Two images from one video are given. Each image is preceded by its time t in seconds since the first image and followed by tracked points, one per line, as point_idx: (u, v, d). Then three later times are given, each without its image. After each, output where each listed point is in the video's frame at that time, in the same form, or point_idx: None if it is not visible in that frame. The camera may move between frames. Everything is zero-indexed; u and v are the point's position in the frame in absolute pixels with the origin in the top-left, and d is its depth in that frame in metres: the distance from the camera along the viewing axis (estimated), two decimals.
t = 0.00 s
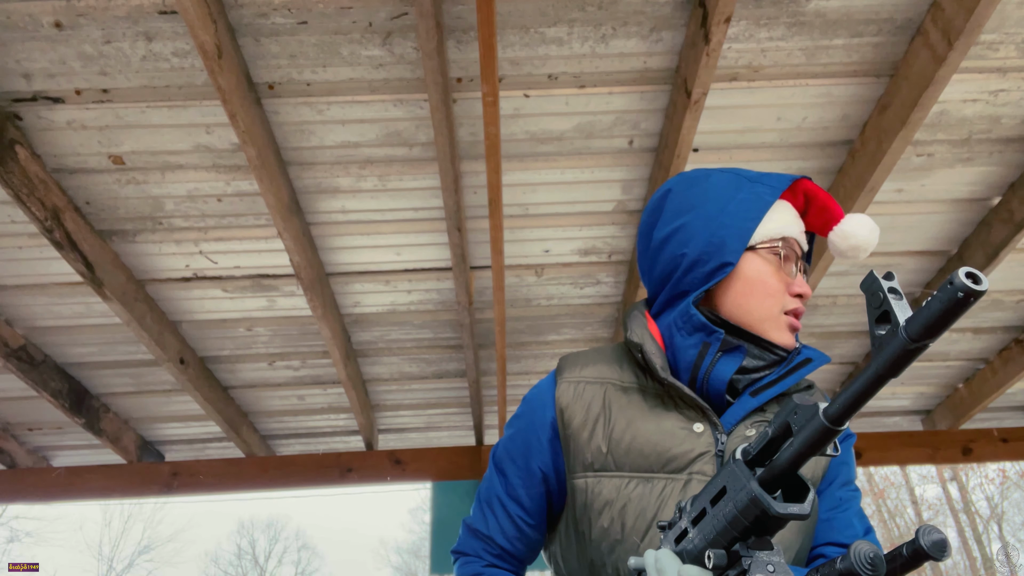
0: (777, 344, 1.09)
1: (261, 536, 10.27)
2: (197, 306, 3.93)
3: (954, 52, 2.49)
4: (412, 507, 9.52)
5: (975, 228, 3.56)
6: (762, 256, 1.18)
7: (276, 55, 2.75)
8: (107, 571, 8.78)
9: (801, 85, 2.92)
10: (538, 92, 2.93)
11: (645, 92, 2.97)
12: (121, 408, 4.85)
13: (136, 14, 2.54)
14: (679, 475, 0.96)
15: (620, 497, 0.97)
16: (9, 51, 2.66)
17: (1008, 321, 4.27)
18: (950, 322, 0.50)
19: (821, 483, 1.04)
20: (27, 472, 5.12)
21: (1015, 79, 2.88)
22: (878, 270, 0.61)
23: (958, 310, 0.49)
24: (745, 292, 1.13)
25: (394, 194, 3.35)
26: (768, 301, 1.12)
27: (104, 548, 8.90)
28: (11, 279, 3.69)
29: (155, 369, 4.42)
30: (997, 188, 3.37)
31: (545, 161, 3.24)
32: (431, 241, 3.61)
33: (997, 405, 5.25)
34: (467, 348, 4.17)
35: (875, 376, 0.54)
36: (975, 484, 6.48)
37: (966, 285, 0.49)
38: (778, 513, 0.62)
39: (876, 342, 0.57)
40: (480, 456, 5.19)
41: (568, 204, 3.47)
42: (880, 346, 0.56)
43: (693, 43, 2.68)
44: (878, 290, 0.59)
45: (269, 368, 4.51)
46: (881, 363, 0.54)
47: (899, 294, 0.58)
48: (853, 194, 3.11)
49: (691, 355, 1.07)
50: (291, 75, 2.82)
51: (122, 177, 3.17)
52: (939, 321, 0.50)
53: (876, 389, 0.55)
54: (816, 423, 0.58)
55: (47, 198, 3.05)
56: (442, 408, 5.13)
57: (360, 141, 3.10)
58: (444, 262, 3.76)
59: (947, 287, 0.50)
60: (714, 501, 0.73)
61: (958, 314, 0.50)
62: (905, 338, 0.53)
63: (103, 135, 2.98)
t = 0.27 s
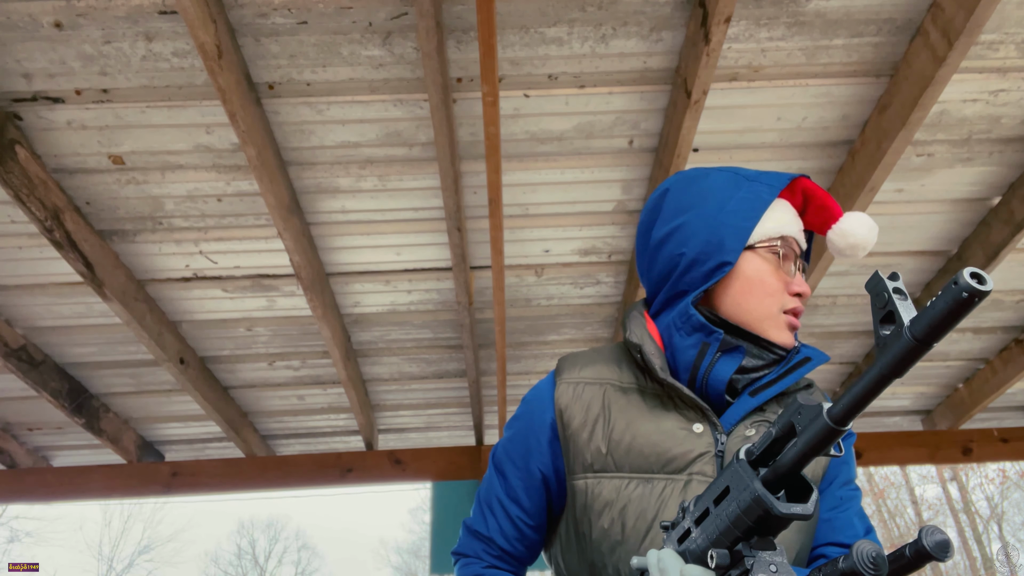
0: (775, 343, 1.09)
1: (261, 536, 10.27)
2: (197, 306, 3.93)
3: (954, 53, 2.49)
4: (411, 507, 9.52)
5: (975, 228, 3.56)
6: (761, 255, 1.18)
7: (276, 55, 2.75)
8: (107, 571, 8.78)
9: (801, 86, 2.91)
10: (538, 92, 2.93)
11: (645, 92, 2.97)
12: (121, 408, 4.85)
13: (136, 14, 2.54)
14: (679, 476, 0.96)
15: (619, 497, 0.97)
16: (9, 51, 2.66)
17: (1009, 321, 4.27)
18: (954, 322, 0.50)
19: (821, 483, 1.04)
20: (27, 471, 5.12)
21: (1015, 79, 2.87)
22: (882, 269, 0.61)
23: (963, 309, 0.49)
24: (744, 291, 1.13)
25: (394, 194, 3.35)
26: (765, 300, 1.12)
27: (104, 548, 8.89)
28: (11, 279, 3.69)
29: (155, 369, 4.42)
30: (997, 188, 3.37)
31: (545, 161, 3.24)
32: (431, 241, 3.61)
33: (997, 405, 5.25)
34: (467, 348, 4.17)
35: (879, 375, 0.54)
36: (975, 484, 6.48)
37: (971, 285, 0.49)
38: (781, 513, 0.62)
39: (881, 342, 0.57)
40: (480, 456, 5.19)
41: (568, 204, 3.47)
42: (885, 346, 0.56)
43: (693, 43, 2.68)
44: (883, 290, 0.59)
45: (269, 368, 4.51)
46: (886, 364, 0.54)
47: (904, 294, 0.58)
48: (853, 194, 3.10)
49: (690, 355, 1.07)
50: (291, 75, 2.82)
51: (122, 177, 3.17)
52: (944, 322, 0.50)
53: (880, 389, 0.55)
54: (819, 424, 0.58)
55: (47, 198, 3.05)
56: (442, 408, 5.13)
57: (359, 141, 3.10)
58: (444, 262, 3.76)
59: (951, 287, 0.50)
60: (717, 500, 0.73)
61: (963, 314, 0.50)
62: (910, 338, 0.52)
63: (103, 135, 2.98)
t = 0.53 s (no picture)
0: (732, 317, 1.12)
1: (261, 536, 10.27)
2: (197, 306, 3.93)
3: (954, 53, 2.49)
4: (411, 507, 9.52)
5: (975, 228, 3.56)
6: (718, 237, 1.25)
7: (276, 55, 2.75)
8: (107, 571, 8.78)
9: (801, 86, 2.91)
10: (538, 92, 2.93)
11: (645, 92, 2.97)
12: (121, 408, 4.85)
13: (136, 14, 2.54)
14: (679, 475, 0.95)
15: (620, 496, 0.97)
16: (9, 51, 2.66)
17: (1009, 321, 4.27)
18: (957, 322, 0.50)
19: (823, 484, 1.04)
20: (27, 471, 5.12)
21: (1015, 79, 2.88)
22: (884, 270, 0.61)
23: (966, 310, 0.49)
24: (702, 280, 1.19)
25: (394, 194, 3.35)
26: (722, 279, 1.16)
27: (103, 548, 8.90)
28: (11, 279, 3.69)
29: (155, 369, 4.42)
30: (997, 188, 3.37)
31: (545, 161, 3.24)
32: (431, 241, 3.61)
33: (997, 405, 5.25)
34: (467, 348, 4.17)
35: (881, 376, 0.54)
36: (975, 484, 6.48)
37: (973, 285, 0.49)
38: (782, 513, 0.62)
39: (883, 342, 0.57)
40: (480, 456, 5.19)
41: (568, 204, 3.47)
42: (887, 347, 0.56)
43: (693, 43, 2.68)
44: (885, 290, 0.59)
45: (269, 368, 4.51)
46: (888, 365, 0.54)
47: (907, 294, 0.58)
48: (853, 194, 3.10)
49: (691, 348, 1.08)
50: (291, 75, 2.82)
51: (122, 177, 3.17)
52: (947, 322, 0.50)
53: (882, 390, 0.55)
54: (821, 424, 0.58)
55: (47, 198, 3.05)
56: (442, 408, 5.13)
57: (359, 141, 3.10)
58: (444, 262, 3.76)
59: (954, 287, 0.50)
60: (719, 500, 0.73)
61: (965, 314, 0.50)
62: (912, 339, 0.52)
63: (103, 135, 2.98)
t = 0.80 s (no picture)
0: (715, 313, 1.13)
1: (261, 536, 10.27)
2: (197, 306, 3.93)
3: (954, 53, 2.49)
4: (412, 507, 9.53)
5: (975, 228, 3.56)
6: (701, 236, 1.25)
7: (276, 55, 2.75)
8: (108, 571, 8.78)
9: (801, 85, 2.92)
10: (538, 92, 2.93)
11: (645, 92, 2.97)
12: (121, 408, 4.85)
13: (136, 14, 2.54)
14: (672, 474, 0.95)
15: (614, 498, 0.97)
16: (9, 51, 2.66)
17: (1009, 321, 4.27)
18: (949, 319, 0.50)
19: (820, 481, 1.04)
20: (27, 472, 5.12)
21: (1015, 79, 2.88)
22: (879, 269, 0.61)
23: (956, 307, 0.49)
24: (686, 279, 1.19)
25: (394, 194, 3.35)
26: (705, 279, 1.17)
27: (104, 548, 8.90)
28: (11, 279, 3.69)
29: (155, 369, 4.42)
30: (997, 188, 3.37)
31: (545, 161, 3.24)
32: (431, 241, 3.61)
33: (996, 405, 5.25)
34: (467, 348, 4.17)
35: (875, 374, 0.54)
36: (975, 483, 6.48)
37: (964, 282, 0.49)
38: (779, 512, 0.62)
39: (877, 340, 0.57)
40: (480, 456, 5.19)
41: (567, 204, 3.47)
42: (881, 344, 0.56)
43: (694, 43, 2.68)
44: (880, 289, 0.59)
45: (269, 368, 4.51)
46: (881, 363, 0.54)
47: (901, 293, 0.58)
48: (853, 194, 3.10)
49: (680, 348, 1.09)
50: (291, 75, 2.82)
51: (122, 177, 3.17)
52: (939, 319, 0.50)
53: (876, 388, 0.55)
54: (816, 423, 0.58)
55: (47, 198, 3.05)
56: (442, 408, 5.13)
57: (359, 141, 3.10)
58: (444, 262, 3.76)
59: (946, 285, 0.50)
60: (717, 501, 0.73)
61: (958, 312, 0.50)
62: (905, 337, 0.52)
63: (103, 135, 2.98)
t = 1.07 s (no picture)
0: (715, 314, 1.13)
1: (261, 536, 10.27)
2: (197, 306, 3.93)
3: (954, 52, 2.49)
4: (412, 507, 9.53)
5: (975, 228, 3.56)
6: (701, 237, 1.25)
7: (276, 55, 2.75)
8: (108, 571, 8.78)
9: (802, 85, 2.91)
10: (538, 92, 2.93)
11: (645, 92, 2.97)
12: (121, 408, 4.85)
13: (136, 14, 2.54)
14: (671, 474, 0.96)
15: (614, 498, 0.97)
16: (9, 51, 2.66)
17: (1009, 321, 4.27)
18: (952, 320, 0.50)
19: (821, 481, 1.03)
20: (27, 472, 5.13)
21: (1015, 79, 2.88)
22: (882, 269, 0.60)
23: (960, 308, 0.49)
24: (686, 280, 1.19)
25: (394, 194, 3.35)
26: (705, 280, 1.17)
27: (104, 548, 8.90)
28: (11, 279, 3.69)
29: (155, 369, 4.42)
30: (997, 188, 3.37)
31: (545, 161, 3.24)
32: (431, 241, 3.61)
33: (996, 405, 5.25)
34: (467, 348, 4.17)
35: (877, 375, 0.54)
36: (975, 484, 6.48)
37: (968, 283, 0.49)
38: (780, 512, 0.62)
39: (880, 341, 0.57)
40: (480, 456, 5.19)
41: (567, 204, 3.47)
42: (885, 344, 0.56)
43: (693, 43, 2.68)
44: (883, 290, 0.59)
45: (269, 368, 4.51)
46: (885, 363, 0.54)
47: (903, 293, 0.58)
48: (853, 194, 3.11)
49: (679, 348, 1.09)
50: (291, 75, 2.82)
51: (122, 177, 3.17)
52: (943, 320, 0.50)
53: (879, 388, 0.55)
54: (818, 424, 0.58)
55: (47, 198, 3.05)
56: (442, 408, 5.13)
57: (359, 141, 3.10)
58: (444, 262, 3.76)
59: (950, 286, 0.50)
60: (719, 501, 0.73)
61: (962, 312, 0.50)
62: (908, 337, 0.52)
63: (103, 135, 2.98)
